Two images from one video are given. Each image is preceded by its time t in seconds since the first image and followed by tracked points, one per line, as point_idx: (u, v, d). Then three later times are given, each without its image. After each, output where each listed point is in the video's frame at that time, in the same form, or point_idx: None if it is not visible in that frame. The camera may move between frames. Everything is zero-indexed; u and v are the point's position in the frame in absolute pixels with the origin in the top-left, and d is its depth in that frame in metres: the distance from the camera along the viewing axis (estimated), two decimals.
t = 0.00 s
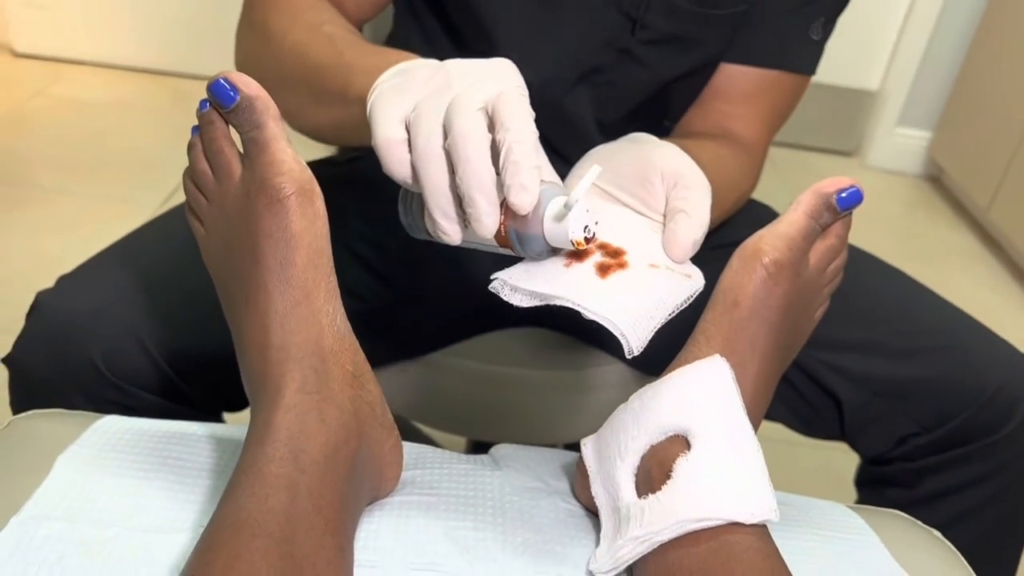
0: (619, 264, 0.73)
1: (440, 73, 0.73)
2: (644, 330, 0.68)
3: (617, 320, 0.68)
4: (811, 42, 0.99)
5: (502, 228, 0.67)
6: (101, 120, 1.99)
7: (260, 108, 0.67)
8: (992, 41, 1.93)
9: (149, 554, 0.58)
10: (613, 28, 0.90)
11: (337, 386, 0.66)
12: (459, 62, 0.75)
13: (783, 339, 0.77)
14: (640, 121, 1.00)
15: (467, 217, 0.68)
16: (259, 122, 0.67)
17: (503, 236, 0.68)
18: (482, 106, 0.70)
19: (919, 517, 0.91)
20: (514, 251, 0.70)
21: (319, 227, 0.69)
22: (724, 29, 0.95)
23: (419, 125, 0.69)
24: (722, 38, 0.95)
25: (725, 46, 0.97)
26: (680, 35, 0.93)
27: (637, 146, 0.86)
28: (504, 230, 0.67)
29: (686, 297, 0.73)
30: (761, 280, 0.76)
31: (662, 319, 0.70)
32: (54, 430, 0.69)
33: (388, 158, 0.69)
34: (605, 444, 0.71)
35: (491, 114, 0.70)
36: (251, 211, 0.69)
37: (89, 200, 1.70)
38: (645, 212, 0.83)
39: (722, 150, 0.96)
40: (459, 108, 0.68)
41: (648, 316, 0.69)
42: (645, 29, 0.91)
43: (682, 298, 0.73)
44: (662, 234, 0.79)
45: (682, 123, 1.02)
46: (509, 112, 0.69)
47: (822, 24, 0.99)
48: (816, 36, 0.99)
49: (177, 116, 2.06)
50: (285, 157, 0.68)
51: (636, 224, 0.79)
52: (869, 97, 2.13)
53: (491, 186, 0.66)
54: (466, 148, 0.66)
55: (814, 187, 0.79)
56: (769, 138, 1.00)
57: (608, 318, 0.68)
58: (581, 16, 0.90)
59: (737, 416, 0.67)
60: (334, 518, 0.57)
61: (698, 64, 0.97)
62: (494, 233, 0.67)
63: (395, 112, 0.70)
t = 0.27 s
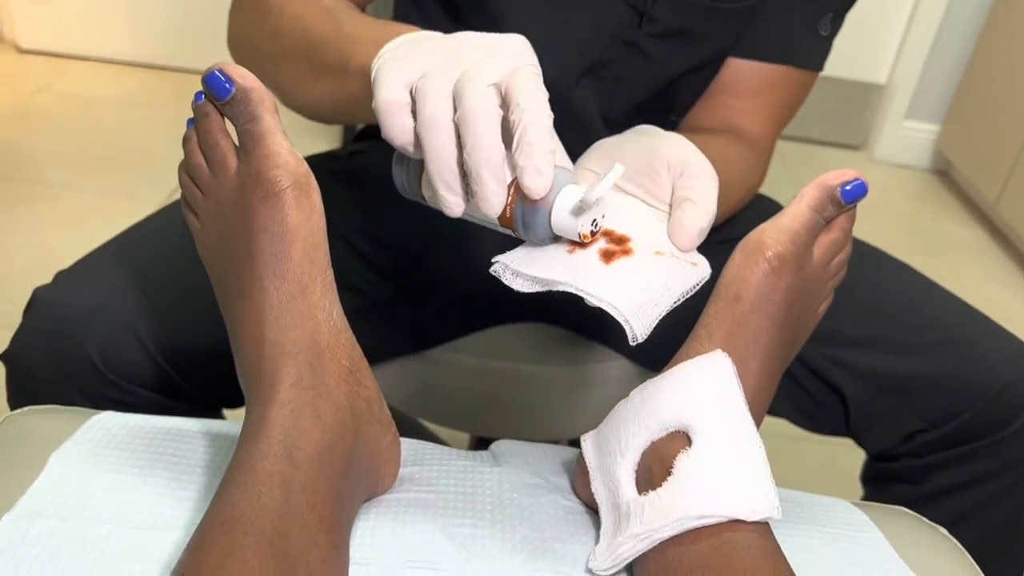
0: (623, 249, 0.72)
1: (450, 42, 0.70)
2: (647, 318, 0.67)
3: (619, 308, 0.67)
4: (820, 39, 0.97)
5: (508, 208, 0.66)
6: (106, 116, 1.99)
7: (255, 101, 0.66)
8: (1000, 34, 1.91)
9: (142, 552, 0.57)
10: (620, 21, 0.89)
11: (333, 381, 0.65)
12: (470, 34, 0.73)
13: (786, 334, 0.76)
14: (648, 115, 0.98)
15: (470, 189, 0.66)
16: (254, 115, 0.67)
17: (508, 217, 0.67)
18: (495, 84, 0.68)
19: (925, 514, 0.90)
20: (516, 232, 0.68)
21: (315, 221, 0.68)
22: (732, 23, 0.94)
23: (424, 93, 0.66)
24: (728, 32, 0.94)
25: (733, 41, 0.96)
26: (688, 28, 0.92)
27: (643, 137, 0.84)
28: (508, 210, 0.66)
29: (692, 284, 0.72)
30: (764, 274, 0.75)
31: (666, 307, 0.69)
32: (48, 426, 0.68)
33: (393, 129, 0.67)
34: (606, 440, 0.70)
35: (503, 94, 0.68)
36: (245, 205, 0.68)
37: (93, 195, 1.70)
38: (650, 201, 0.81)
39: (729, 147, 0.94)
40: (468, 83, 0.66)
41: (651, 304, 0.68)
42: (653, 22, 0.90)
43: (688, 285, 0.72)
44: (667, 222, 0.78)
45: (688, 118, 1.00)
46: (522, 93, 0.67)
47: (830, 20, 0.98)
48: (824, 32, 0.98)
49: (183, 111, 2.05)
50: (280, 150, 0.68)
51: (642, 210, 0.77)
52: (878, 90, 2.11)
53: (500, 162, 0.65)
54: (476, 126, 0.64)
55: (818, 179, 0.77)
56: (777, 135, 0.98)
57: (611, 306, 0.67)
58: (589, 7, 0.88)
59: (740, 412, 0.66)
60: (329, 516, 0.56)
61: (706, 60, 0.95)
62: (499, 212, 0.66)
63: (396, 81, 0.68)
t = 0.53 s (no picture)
0: (622, 227, 0.70)
1: (460, 13, 0.70)
2: (643, 296, 0.65)
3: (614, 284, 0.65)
4: (825, 31, 0.96)
5: (513, 183, 0.65)
6: (106, 107, 1.98)
7: (251, 85, 0.66)
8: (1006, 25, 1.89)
9: (135, 541, 0.57)
10: (623, 9, 0.89)
11: (330, 368, 0.64)
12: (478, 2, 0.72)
13: (789, 324, 0.75)
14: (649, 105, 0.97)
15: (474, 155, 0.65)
16: (250, 99, 0.66)
17: (511, 193, 0.66)
18: (504, 56, 0.66)
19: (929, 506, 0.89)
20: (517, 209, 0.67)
21: (312, 208, 0.68)
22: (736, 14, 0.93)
23: (430, 61, 0.65)
24: (732, 23, 0.93)
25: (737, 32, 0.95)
26: (692, 18, 0.91)
27: (645, 124, 0.84)
28: (513, 186, 0.65)
29: (689, 265, 0.69)
30: (767, 263, 0.74)
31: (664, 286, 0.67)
32: (41, 415, 0.67)
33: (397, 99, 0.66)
34: (606, 430, 0.69)
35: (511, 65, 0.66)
36: (242, 190, 0.68)
37: (93, 186, 1.69)
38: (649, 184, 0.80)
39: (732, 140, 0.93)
40: (478, 55, 0.65)
41: (648, 281, 0.66)
42: (656, 11, 0.90)
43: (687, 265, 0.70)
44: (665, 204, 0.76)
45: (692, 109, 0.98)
46: (533, 66, 0.66)
47: (836, 13, 0.97)
48: (829, 25, 0.96)
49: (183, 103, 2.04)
50: (277, 136, 0.67)
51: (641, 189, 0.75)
52: (882, 83, 2.10)
53: (508, 136, 0.64)
54: (485, 99, 0.64)
55: (823, 167, 0.76)
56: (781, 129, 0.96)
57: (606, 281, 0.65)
58: None
59: (742, 401, 0.65)
60: (324, 505, 0.55)
61: (710, 51, 0.94)
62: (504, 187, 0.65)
63: (402, 50, 0.67)
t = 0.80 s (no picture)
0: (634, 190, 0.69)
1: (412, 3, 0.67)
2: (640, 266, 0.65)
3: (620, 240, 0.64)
4: (828, 21, 0.95)
5: (496, 150, 0.61)
6: (104, 99, 1.97)
7: (249, 75, 0.65)
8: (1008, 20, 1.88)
9: (131, 534, 0.56)
10: None
11: (327, 362, 0.64)
12: None
13: (791, 318, 0.74)
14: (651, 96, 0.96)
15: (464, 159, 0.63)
16: (248, 89, 0.66)
17: (501, 160, 0.62)
18: (455, 30, 0.64)
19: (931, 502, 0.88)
20: (514, 176, 0.63)
21: (309, 199, 0.67)
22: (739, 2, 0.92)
23: (396, 68, 0.63)
24: (736, 11, 0.92)
25: (741, 21, 0.94)
26: (695, 6, 0.90)
27: (647, 113, 0.82)
28: (500, 153, 0.61)
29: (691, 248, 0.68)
30: (770, 256, 0.73)
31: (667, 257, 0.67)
32: (36, 408, 0.67)
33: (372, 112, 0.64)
34: (607, 423, 0.68)
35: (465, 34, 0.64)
36: (238, 182, 0.67)
37: (92, 179, 1.69)
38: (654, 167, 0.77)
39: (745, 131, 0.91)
40: (432, 31, 0.62)
41: (653, 246, 0.66)
42: None
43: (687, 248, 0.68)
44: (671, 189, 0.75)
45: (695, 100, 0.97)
46: (482, 27, 0.62)
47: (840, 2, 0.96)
48: (834, 14, 0.95)
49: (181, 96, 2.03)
50: (274, 127, 0.67)
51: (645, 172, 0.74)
52: (883, 77, 2.09)
53: (474, 113, 0.60)
54: (443, 75, 0.60)
55: (828, 160, 0.76)
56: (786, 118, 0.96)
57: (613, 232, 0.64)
58: None
59: (743, 395, 0.64)
60: (321, 498, 0.55)
61: (713, 39, 0.93)
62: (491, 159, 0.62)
63: (378, 80, 0.64)
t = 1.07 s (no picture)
0: (635, 213, 0.69)
1: None
2: (667, 277, 0.65)
3: (634, 268, 0.64)
4: (831, 14, 0.94)
5: (513, 131, 0.61)
6: (103, 94, 1.96)
7: (247, 69, 0.65)
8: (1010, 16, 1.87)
9: (128, 532, 0.56)
10: None
11: (327, 358, 0.64)
12: None
13: (795, 316, 0.73)
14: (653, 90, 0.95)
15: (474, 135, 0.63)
16: (246, 83, 0.65)
17: (515, 140, 0.62)
18: (472, 9, 0.64)
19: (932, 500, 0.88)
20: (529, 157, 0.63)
21: (309, 194, 0.67)
22: None
23: (408, 44, 0.63)
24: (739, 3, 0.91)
25: (743, 12, 0.93)
26: None
27: (649, 105, 0.81)
28: (514, 132, 0.61)
29: (711, 243, 0.69)
30: (774, 253, 0.73)
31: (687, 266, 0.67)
32: (32, 404, 0.66)
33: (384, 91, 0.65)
34: (609, 421, 0.68)
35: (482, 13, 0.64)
36: (237, 177, 0.67)
37: (90, 174, 1.68)
38: (662, 162, 0.77)
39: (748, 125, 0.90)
40: (448, 10, 0.62)
41: (670, 261, 0.65)
42: None
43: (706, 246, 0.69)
44: (681, 183, 0.74)
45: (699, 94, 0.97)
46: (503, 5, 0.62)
47: None
48: (836, 7, 0.95)
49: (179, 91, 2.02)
50: (273, 122, 0.66)
51: (653, 171, 0.74)
52: (884, 73, 2.08)
53: (491, 92, 0.61)
54: (462, 54, 0.60)
55: (833, 158, 0.75)
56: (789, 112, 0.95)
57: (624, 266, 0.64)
58: None
59: (746, 394, 0.63)
60: (321, 497, 0.54)
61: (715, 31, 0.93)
62: (505, 136, 0.61)
63: (386, 49, 0.65)
